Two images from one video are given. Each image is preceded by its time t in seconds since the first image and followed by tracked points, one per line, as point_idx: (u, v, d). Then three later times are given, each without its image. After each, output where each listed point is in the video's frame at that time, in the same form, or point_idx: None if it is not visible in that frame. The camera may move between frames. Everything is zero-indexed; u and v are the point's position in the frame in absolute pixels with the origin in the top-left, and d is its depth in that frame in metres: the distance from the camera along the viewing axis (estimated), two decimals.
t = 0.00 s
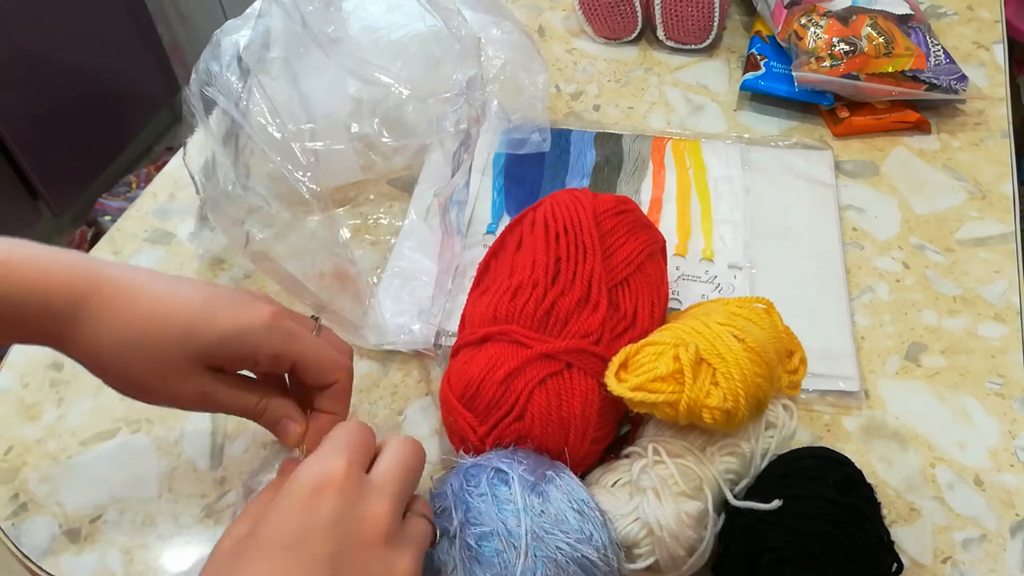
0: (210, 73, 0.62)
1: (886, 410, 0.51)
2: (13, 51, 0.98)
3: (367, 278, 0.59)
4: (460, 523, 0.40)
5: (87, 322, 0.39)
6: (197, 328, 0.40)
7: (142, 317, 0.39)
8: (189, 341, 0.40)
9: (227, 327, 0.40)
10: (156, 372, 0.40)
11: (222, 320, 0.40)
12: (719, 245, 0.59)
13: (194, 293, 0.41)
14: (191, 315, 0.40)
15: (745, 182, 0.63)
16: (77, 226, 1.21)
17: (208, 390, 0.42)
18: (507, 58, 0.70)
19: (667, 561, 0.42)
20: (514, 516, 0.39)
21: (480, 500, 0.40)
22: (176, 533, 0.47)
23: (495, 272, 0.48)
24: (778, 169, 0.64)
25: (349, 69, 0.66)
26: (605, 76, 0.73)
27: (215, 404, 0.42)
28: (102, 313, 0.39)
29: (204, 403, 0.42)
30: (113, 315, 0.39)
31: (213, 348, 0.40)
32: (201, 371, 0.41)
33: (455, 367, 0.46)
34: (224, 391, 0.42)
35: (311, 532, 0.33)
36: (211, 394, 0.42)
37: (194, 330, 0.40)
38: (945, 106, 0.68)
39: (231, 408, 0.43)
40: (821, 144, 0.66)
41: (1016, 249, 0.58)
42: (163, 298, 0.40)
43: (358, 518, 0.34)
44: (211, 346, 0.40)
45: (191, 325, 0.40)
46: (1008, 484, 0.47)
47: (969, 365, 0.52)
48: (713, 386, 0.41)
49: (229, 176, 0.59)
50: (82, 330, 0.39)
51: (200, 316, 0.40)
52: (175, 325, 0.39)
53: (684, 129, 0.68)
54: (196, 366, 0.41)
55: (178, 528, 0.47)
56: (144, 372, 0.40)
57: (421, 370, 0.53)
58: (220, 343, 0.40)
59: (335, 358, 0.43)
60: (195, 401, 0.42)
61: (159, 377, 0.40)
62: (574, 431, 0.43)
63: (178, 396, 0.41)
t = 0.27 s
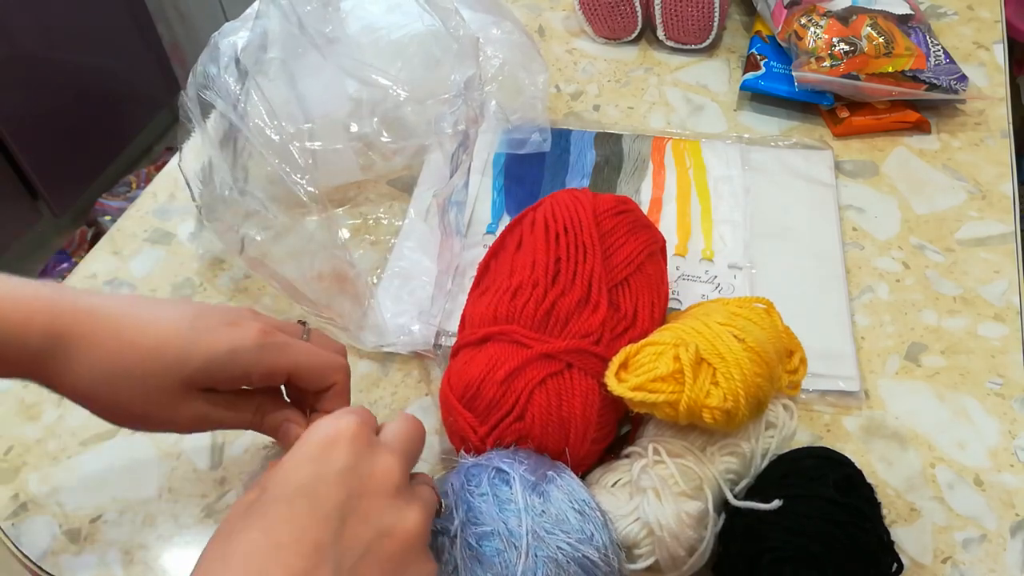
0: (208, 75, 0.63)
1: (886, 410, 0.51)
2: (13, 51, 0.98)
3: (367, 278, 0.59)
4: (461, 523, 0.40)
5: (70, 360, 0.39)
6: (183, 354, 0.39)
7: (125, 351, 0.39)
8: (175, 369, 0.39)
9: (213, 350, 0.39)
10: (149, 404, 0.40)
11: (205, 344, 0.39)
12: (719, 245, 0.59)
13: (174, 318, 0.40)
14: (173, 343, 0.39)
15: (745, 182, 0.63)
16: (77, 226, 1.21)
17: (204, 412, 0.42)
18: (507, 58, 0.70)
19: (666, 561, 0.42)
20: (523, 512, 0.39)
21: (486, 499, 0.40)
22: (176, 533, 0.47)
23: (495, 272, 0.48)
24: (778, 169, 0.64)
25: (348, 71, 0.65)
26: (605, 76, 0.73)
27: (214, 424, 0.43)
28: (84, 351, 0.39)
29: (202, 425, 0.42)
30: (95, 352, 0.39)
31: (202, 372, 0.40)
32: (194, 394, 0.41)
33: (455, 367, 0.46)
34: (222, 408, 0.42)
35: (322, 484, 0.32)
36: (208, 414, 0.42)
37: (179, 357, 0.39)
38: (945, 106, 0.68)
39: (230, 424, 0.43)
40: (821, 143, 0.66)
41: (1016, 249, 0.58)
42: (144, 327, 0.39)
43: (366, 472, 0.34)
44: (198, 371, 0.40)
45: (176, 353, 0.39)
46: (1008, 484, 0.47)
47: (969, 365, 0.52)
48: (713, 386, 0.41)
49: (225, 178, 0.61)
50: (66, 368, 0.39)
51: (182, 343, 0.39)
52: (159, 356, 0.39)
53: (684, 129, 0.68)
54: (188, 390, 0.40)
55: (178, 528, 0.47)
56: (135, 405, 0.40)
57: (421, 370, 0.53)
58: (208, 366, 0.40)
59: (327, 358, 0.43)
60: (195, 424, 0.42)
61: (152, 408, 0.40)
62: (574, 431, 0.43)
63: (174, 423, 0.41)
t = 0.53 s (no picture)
0: (208, 75, 0.63)
1: (886, 410, 0.51)
2: (13, 51, 0.98)
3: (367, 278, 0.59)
4: (463, 530, 0.40)
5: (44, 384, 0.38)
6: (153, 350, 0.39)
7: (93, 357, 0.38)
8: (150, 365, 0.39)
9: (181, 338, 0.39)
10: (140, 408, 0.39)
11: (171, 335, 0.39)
12: (719, 245, 0.59)
13: (134, 321, 0.40)
14: (140, 338, 0.39)
15: (745, 182, 0.63)
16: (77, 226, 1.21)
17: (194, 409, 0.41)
18: (507, 58, 0.70)
19: (666, 561, 0.42)
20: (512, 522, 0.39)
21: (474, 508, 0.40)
22: (176, 533, 0.47)
23: (495, 272, 0.48)
24: (778, 169, 0.64)
25: (348, 71, 0.65)
26: (605, 76, 0.73)
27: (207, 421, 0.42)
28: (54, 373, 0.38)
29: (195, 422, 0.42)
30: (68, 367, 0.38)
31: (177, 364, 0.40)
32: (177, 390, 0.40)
33: (454, 367, 0.46)
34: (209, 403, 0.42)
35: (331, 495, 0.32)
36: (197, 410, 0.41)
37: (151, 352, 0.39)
38: (945, 106, 0.68)
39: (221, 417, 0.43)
40: (821, 144, 0.66)
41: (1016, 249, 0.58)
42: (110, 332, 0.39)
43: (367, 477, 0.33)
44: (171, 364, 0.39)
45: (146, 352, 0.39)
46: (1008, 484, 0.47)
47: (969, 365, 0.52)
48: (713, 386, 0.41)
49: (225, 178, 0.61)
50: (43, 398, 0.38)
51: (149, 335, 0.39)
52: (130, 355, 0.39)
53: (684, 129, 0.68)
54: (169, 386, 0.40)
55: (178, 528, 0.47)
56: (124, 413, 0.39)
57: (421, 370, 0.53)
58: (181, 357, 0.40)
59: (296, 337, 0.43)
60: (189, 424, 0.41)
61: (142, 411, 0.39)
62: (573, 432, 0.43)
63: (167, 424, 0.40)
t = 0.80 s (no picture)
0: (208, 75, 0.63)
1: (886, 410, 0.51)
2: (13, 51, 0.98)
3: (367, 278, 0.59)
4: (461, 528, 0.39)
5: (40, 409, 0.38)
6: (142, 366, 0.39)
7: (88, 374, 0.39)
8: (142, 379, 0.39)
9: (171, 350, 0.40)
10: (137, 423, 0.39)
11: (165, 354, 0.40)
12: (719, 245, 0.59)
13: (124, 335, 0.40)
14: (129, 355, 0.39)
15: (745, 182, 0.63)
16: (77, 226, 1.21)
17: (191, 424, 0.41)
18: (507, 58, 0.70)
19: (666, 560, 0.42)
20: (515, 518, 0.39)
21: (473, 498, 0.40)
22: (176, 533, 0.47)
23: (495, 272, 0.48)
24: (778, 169, 0.64)
25: (348, 70, 0.65)
26: (605, 76, 0.73)
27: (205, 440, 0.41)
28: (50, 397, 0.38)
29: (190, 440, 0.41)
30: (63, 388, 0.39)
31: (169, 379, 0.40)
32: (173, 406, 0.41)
33: (454, 367, 0.46)
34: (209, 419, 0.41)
35: (366, 541, 0.32)
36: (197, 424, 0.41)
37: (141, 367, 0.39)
38: (945, 106, 0.68)
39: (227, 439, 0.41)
40: (821, 144, 0.66)
41: (1016, 249, 0.58)
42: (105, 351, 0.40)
43: (409, 552, 0.33)
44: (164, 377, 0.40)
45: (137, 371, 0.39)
46: (1008, 484, 0.47)
47: (969, 365, 0.52)
48: (713, 386, 0.41)
49: (225, 178, 0.61)
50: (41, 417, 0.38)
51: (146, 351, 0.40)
52: (125, 370, 0.39)
53: (684, 129, 0.68)
54: (166, 399, 0.40)
55: (178, 528, 0.47)
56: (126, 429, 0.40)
57: (421, 370, 0.53)
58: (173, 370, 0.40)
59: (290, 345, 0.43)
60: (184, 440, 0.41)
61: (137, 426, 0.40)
62: (573, 432, 0.43)
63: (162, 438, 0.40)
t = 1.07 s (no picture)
0: (208, 74, 0.63)
1: (886, 410, 0.51)
2: (13, 51, 0.98)
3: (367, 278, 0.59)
4: (461, 527, 0.39)
5: (106, 457, 0.29)
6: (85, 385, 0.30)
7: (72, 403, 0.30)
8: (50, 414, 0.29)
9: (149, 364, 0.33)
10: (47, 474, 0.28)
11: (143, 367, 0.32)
12: (719, 245, 0.59)
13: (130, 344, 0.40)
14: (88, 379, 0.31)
15: (745, 182, 0.63)
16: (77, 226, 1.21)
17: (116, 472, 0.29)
18: (507, 58, 0.70)
19: (665, 560, 0.42)
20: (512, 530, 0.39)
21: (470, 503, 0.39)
22: (176, 534, 0.47)
23: (495, 272, 0.48)
24: (778, 169, 0.64)
25: (348, 70, 0.65)
26: (605, 76, 0.73)
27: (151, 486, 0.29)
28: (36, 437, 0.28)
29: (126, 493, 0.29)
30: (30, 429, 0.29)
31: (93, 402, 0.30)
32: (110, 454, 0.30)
33: (454, 367, 0.46)
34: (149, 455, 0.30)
35: None
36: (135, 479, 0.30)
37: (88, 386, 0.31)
38: (945, 106, 0.68)
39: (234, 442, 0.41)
40: (821, 144, 0.66)
41: (1016, 249, 0.58)
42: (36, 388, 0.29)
43: None
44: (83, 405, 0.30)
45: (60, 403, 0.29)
46: (1008, 484, 0.47)
47: (969, 365, 0.52)
48: (713, 386, 0.41)
49: (225, 178, 0.61)
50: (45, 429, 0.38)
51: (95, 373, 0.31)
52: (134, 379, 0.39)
53: (684, 129, 0.68)
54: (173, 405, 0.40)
55: (178, 528, 0.47)
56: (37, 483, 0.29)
57: (421, 370, 0.53)
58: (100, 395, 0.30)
59: (321, 342, 0.42)
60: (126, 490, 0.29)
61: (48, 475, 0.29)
62: (572, 432, 0.43)
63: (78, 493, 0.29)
